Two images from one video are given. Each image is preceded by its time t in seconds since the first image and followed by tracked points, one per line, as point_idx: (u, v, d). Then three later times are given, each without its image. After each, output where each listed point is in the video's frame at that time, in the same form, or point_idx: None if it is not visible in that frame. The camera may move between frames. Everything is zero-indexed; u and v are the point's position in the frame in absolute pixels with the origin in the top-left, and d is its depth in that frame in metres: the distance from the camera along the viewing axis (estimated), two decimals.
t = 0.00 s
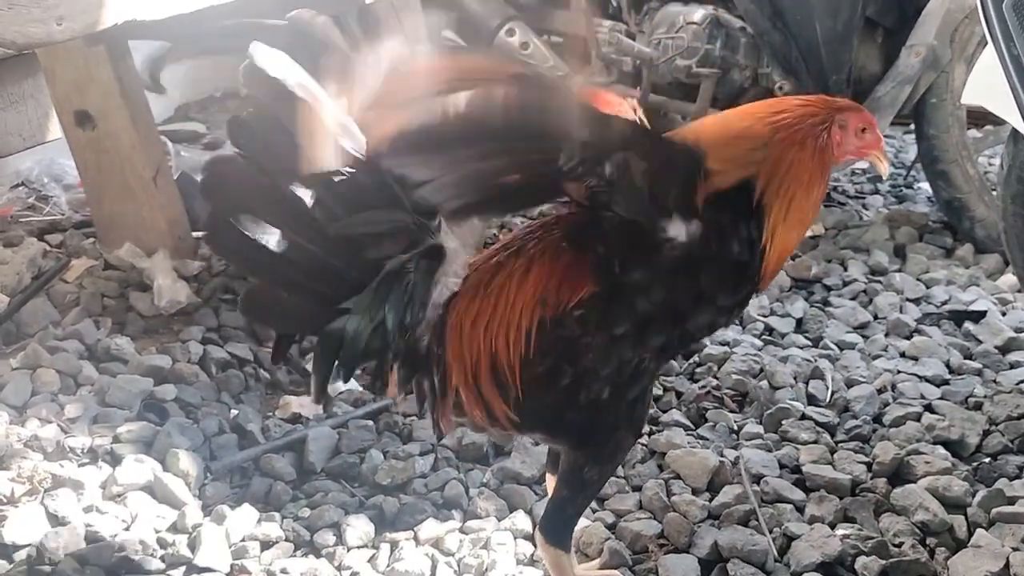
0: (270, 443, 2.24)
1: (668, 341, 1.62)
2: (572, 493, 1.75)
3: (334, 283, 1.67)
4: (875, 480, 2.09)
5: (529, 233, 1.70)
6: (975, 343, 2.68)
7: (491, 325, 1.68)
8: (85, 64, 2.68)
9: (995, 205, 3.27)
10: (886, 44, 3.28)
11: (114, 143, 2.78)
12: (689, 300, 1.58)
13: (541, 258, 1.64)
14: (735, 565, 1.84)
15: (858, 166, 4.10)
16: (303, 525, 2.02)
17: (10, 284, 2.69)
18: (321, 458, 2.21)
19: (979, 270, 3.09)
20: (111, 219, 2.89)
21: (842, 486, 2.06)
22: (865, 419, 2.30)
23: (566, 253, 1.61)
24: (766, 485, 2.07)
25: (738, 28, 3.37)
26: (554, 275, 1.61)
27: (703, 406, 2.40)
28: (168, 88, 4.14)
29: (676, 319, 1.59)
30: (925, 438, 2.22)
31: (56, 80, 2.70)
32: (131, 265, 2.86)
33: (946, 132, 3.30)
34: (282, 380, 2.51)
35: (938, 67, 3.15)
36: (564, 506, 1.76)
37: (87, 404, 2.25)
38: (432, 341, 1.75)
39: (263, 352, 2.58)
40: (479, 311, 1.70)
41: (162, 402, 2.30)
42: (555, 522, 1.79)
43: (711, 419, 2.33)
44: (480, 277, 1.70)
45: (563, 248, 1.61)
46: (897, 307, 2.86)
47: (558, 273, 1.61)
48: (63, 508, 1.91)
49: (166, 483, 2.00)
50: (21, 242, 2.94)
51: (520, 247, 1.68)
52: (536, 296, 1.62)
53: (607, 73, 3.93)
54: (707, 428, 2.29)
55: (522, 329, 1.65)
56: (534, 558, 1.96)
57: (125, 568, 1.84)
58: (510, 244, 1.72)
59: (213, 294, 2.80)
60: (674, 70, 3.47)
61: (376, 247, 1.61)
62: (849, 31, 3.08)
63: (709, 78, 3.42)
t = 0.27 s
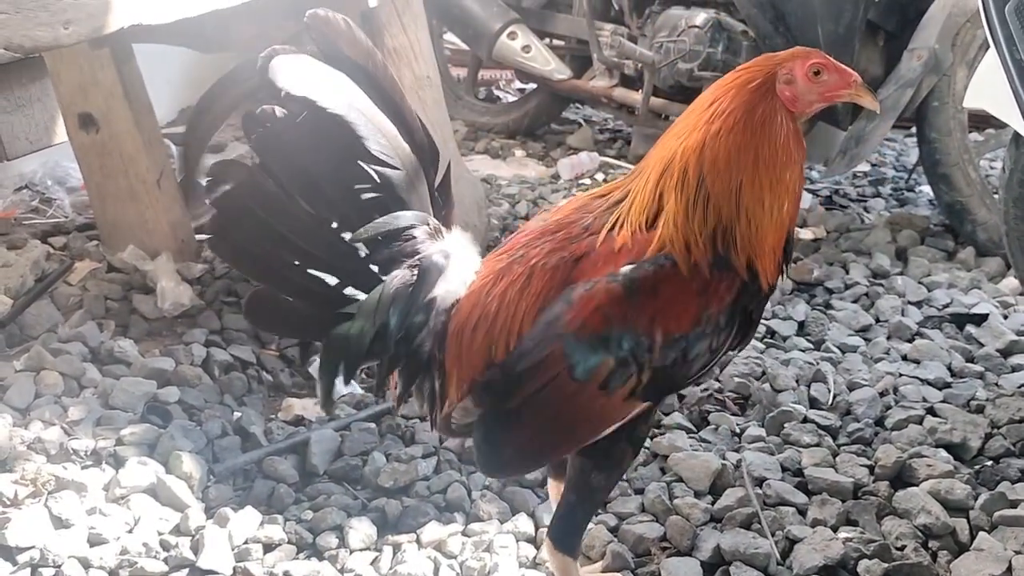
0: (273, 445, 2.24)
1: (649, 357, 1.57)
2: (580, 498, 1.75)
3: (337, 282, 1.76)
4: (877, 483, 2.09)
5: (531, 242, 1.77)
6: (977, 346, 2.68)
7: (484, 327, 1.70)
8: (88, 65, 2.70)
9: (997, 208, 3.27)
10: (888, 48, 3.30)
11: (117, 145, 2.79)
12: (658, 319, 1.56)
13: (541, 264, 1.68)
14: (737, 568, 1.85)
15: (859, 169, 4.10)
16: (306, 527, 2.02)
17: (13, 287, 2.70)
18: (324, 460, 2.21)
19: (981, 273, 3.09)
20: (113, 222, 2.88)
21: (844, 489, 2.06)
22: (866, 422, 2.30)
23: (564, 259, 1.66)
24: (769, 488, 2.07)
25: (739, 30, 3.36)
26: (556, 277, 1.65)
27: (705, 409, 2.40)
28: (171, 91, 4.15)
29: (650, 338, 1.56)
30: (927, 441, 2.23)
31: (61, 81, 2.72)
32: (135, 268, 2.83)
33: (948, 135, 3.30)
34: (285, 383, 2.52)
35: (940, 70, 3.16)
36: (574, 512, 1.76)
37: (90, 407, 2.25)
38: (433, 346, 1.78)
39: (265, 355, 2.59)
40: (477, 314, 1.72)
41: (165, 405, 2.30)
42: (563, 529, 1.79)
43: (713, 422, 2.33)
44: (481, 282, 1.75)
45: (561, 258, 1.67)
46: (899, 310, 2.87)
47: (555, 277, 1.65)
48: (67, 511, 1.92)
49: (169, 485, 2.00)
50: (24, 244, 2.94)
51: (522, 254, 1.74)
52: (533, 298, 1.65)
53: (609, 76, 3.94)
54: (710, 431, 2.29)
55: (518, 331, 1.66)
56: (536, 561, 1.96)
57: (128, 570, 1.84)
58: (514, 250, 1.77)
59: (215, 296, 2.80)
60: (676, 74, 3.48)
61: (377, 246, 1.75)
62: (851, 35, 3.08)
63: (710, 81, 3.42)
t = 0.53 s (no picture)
0: (273, 448, 2.24)
1: (642, 376, 1.59)
2: (575, 507, 1.74)
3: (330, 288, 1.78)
4: (878, 486, 2.08)
5: (527, 252, 1.77)
6: (978, 349, 2.68)
7: (480, 339, 1.72)
8: (88, 67, 2.70)
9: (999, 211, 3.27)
10: (889, 51, 3.31)
11: (118, 147, 2.79)
12: (644, 337, 1.57)
13: (534, 275, 1.69)
14: (738, 571, 1.84)
15: (861, 173, 4.10)
16: (306, 530, 2.02)
17: (14, 289, 2.70)
18: (324, 463, 2.21)
19: (983, 277, 3.09)
20: (115, 225, 2.89)
21: (845, 492, 2.06)
22: (868, 425, 2.30)
23: (557, 272, 1.67)
24: (770, 491, 2.07)
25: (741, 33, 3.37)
26: (549, 290, 1.66)
27: (706, 413, 2.40)
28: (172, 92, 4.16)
29: (640, 357, 1.57)
30: (929, 445, 2.22)
31: (61, 83, 2.73)
32: (135, 270, 2.84)
33: (949, 138, 3.29)
34: (286, 385, 2.53)
35: (941, 74, 3.16)
36: (570, 521, 1.76)
37: (91, 409, 2.25)
38: (425, 353, 1.80)
39: (266, 358, 2.59)
40: (471, 324, 1.74)
41: (165, 407, 2.30)
42: (563, 535, 1.78)
43: (714, 425, 2.33)
44: (477, 293, 1.76)
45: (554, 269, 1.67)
46: (901, 313, 2.86)
47: (547, 289, 1.66)
48: (67, 513, 1.92)
49: (170, 487, 2.00)
50: (24, 247, 2.95)
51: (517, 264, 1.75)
52: (526, 311, 1.67)
53: (610, 79, 3.94)
54: (711, 434, 2.29)
55: (513, 347, 1.68)
56: (537, 564, 1.96)
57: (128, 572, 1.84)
58: (510, 260, 1.78)
59: (216, 299, 2.80)
60: (677, 77, 3.49)
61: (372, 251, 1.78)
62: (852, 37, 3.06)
63: (711, 84, 3.43)
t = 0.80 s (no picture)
0: (272, 448, 2.24)
1: (627, 382, 1.58)
2: (569, 510, 1.74)
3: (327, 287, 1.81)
4: (878, 487, 2.08)
5: (524, 256, 1.76)
6: (978, 351, 2.68)
7: (474, 341, 1.72)
8: (87, 67, 2.69)
9: (999, 212, 3.26)
10: (889, 52, 3.31)
11: (117, 147, 2.79)
12: (631, 344, 1.57)
13: (530, 278, 1.68)
14: (738, 572, 1.84)
15: (861, 174, 4.10)
16: (305, 531, 2.01)
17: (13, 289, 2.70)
18: (323, 463, 2.21)
19: (983, 278, 3.09)
20: (114, 225, 2.89)
21: (845, 494, 2.05)
22: (868, 426, 2.30)
23: (553, 276, 1.65)
24: (770, 493, 2.07)
25: (741, 34, 3.39)
26: (542, 293, 1.65)
27: (705, 414, 2.40)
28: (173, 92, 4.16)
29: (626, 362, 1.57)
30: (929, 446, 2.22)
31: (60, 83, 2.73)
32: (134, 270, 2.83)
33: (949, 139, 3.29)
34: (285, 386, 2.53)
35: (942, 75, 3.15)
36: (564, 524, 1.76)
37: (90, 409, 2.25)
38: (419, 352, 1.79)
39: (265, 358, 2.59)
40: (466, 326, 1.74)
41: (164, 407, 2.30)
42: (554, 539, 1.78)
43: (714, 426, 2.33)
44: (473, 295, 1.76)
45: (549, 273, 1.66)
46: (900, 314, 2.86)
47: (541, 292, 1.65)
48: (65, 513, 1.91)
49: (169, 488, 2.00)
50: (23, 247, 2.94)
51: (514, 267, 1.74)
52: (520, 314, 1.66)
53: (610, 80, 3.94)
54: (711, 435, 2.28)
55: (503, 349, 1.68)
56: (536, 565, 1.96)
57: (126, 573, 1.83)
58: (507, 262, 1.77)
59: (215, 299, 2.80)
60: (677, 77, 3.48)
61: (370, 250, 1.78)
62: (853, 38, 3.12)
63: (711, 85, 3.42)
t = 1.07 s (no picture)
0: (269, 445, 2.23)
1: (625, 384, 1.57)
2: (578, 504, 1.72)
3: (335, 272, 1.77)
4: (876, 485, 2.08)
5: (535, 251, 1.76)
6: (976, 349, 2.68)
7: (478, 333, 1.72)
8: (86, 64, 2.68)
9: (996, 210, 3.26)
10: (888, 50, 3.31)
11: (115, 143, 2.78)
12: (631, 346, 1.56)
13: (538, 273, 1.68)
14: (735, 570, 1.84)
15: (858, 172, 4.10)
16: (302, 528, 2.01)
17: (11, 285, 2.69)
18: (321, 461, 2.20)
19: (981, 277, 3.09)
20: (111, 222, 2.88)
21: (843, 491, 2.05)
22: (865, 424, 2.30)
23: (560, 271, 1.65)
24: (767, 491, 2.07)
25: (739, 32, 3.38)
26: (547, 289, 1.65)
27: (703, 412, 2.40)
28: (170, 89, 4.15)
29: (624, 364, 1.57)
30: (927, 444, 2.22)
31: (57, 79, 2.70)
32: (131, 267, 2.83)
33: (947, 138, 3.29)
34: (282, 383, 2.52)
35: (940, 73, 3.15)
36: (573, 519, 1.73)
37: (87, 406, 2.24)
38: (423, 339, 1.80)
39: (262, 355, 2.59)
40: (470, 317, 1.74)
41: (161, 404, 2.30)
42: (565, 532, 1.75)
43: (712, 424, 2.33)
44: (480, 287, 1.76)
45: (556, 269, 1.66)
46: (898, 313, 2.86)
47: (547, 287, 1.65)
48: (62, 510, 1.91)
49: (166, 485, 1.99)
50: (20, 243, 2.94)
51: (524, 262, 1.74)
52: (525, 307, 1.66)
53: (608, 78, 3.94)
54: (708, 433, 2.28)
55: (506, 343, 1.68)
56: (534, 562, 1.96)
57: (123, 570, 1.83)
58: (517, 256, 1.77)
59: (213, 296, 2.80)
60: (675, 75, 3.47)
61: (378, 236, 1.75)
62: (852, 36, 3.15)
63: (710, 83, 3.42)
